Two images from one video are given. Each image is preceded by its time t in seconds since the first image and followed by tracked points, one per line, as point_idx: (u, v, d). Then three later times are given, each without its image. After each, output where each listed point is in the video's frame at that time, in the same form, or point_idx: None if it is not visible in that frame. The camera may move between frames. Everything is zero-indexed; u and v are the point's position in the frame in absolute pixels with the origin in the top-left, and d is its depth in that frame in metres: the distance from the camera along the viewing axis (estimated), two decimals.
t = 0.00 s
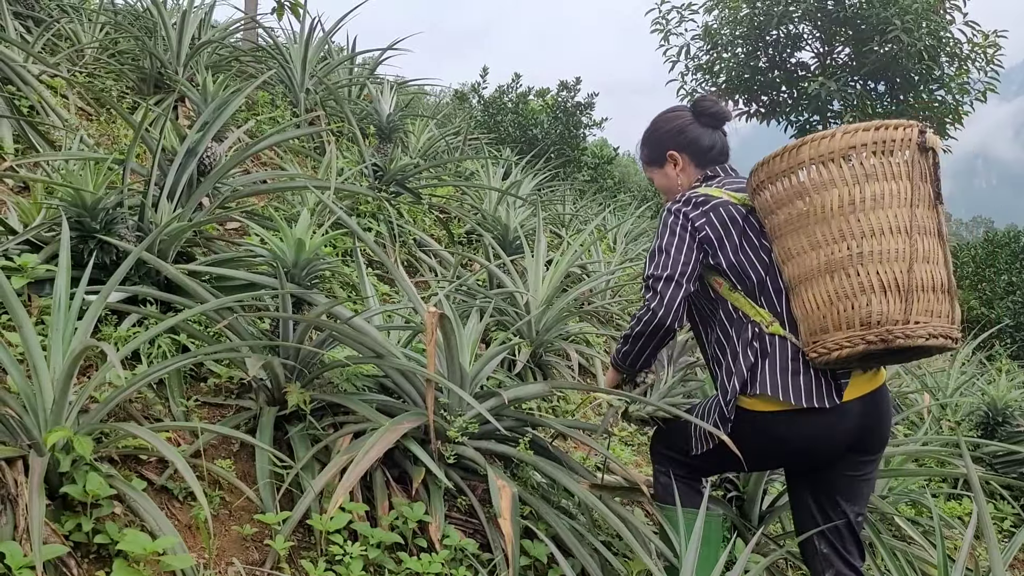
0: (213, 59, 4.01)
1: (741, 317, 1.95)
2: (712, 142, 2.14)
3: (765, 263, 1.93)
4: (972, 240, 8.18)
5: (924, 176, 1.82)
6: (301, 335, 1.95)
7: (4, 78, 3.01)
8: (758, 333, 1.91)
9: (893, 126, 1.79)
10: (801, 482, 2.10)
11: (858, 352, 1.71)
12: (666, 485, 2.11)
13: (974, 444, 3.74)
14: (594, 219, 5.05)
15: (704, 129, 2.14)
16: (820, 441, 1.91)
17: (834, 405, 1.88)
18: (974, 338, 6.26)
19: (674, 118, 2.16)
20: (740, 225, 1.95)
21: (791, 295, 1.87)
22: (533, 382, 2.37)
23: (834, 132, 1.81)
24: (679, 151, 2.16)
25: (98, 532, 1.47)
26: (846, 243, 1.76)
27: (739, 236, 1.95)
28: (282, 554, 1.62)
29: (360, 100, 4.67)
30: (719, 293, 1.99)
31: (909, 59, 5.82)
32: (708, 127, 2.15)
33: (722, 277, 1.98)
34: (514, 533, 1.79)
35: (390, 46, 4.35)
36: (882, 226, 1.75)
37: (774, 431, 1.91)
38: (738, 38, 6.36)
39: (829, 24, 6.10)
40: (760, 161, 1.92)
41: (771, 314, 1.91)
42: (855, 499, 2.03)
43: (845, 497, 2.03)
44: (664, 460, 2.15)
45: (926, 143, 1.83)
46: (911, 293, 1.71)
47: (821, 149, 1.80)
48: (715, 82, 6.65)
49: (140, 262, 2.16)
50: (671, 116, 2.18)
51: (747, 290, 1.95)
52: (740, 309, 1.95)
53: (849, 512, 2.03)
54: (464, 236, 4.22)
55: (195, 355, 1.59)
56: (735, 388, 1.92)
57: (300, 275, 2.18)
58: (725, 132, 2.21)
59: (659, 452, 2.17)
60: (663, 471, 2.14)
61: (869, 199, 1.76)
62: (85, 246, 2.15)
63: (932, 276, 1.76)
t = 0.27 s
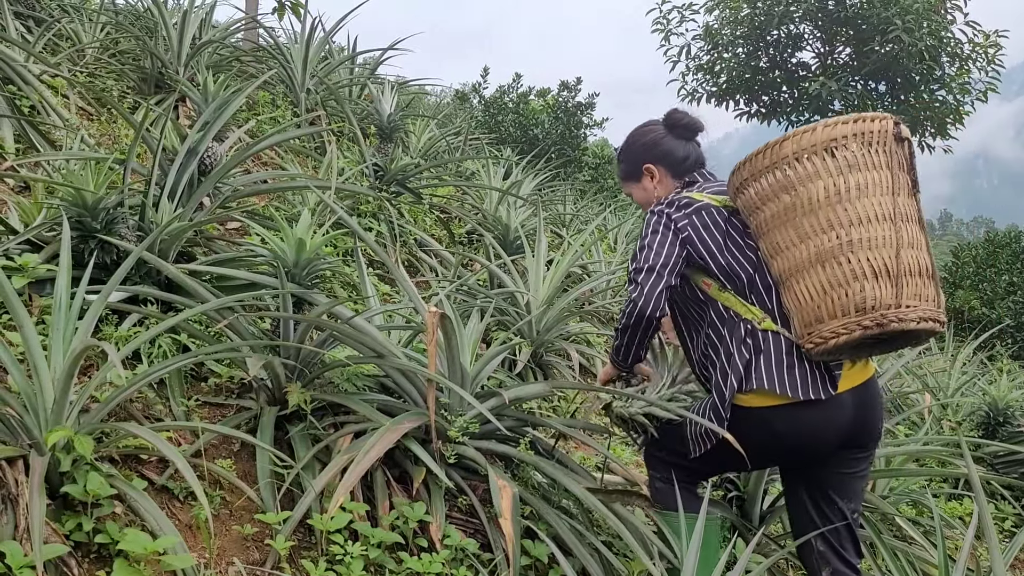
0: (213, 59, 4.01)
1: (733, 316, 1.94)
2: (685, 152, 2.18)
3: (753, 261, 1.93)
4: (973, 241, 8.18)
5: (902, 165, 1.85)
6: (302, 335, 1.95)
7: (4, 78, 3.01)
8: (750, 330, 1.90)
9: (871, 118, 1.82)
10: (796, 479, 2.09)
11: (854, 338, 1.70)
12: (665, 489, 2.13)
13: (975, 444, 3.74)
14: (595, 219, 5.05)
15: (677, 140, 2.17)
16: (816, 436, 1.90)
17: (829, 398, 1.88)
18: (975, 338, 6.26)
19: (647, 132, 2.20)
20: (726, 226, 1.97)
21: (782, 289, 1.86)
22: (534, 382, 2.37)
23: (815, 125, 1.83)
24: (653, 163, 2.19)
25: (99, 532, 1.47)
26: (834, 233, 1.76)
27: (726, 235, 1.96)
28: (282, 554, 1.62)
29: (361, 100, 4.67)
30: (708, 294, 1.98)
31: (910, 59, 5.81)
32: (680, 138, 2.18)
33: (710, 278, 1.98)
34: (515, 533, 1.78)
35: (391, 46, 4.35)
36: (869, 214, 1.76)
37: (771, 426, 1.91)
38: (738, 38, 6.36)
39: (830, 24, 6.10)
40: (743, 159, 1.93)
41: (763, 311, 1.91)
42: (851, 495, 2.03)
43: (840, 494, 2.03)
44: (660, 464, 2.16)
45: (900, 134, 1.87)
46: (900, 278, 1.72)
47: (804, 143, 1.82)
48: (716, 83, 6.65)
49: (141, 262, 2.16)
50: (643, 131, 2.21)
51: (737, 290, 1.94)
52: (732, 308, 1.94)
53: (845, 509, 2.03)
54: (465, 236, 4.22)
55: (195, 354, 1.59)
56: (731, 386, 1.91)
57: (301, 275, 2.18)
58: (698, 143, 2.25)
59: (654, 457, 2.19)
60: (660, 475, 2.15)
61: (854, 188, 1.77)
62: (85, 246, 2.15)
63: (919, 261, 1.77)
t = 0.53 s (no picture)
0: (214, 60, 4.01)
1: (727, 310, 1.94)
2: (669, 159, 2.21)
3: (744, 255, 1.95)
4: (974, 241, 8.17)
5: (887, 157, 1.89)
6: (302, 335, 1.95)
7: (5, 79, 3.01)
8: (745, 322, 1.91)
9: (856, 112, 1.87)
10: (792, 477, 2.09)
11: (852, 323, 1.69)
12: (660, 493, 2.12)
13: (975, 444, 3.73)
14: (595, 219, 5.05)
15: (659, 148, 2.21)
16: (814, 432, 1.90)
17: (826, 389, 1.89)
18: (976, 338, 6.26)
19: (630, 143, 2.23)
20: (715, 221, 1.99)
21: (777, 280, 1.86)
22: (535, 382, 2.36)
23: (804, 119, 1.86)
24: (639, 172, 2.21)
25: (100, 533, 1.47)
26: (828, 220, 1.77)
27: (715, 230, 1.97)
28: (283, 555, 1.62)
29: (361, 101, 4.67)
30: (701, 289, 1.98)
31: (910, 59, 5.81)
32: (662, 146, 2.22)
33: (703, 274, 1.98)
34: (516, 534, 1.78)
35: (391, 46, 4.35)
36: (861, 201, 1.77)
37: (769, 422, 1.91)
38: (739, 39, 6.36)
39: (830, 24, 6.10)
40: (735, 154, 1.95)
41: (756, 303, 1.92)
42: (847, 493, 2.04)
43: (836, 492, 2.03)
44: (653, 466, 2.14)
45: (884, 129, 1.91)
46: (894, 263, 1.73)
47: (794, 134, 1.84)
48: (716, 83, 6.65)
49: (141, 263, 2.16)
50: (626, 142, 2.25)
51: (730, 284, 1.95)
52: (725, 302, 1.94)
53: (840, 507, 2.04)
54: (465, 237, 4.22)
55: (196, 355, 1.59)
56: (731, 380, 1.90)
57: (301, 276, 2.18)
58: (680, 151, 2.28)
59: (646, 458, 2.16)
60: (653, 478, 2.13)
61: (845, 176, 1.79)
62: (86, 247, 2.15)
63: (909, 248, 1.79)
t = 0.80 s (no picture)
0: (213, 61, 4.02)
1: (723, 308, 1.95)
2: (654, 170, 2.30)
3: (737, 254, 1.96)
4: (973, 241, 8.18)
5: (871, 149, 1.90)
6: (302, 336, 1.95)
7: (4, 80, 3.01)
8: (742, 320, 1.91)
9: (838, 105, 1.88)
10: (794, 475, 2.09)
11: (849, 313, 1.69)
12: (661, 492, 2.12)
13: (975, 444, 3.74)
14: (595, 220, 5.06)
15: (642, 162, 2.30)
16: (817, 429, 1.90)
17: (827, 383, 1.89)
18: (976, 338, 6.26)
19: (613, 162, 2.32)
20: (706, 221, 2.01)
21: (772, 275, 1.86)
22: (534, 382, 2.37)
23: (788, 114, 1.88)
24: (627, 186, 2.29)
25: (99, 534, 1.47)
26: (819, 212, 1.77)
27: (706, 229, 1.99)
28: (283, 555, 1.62)
29: (361, 101, 4.67)
30: (695, 289, 2.00)
31: (909, 59, 5.82)
32: (644, 159, 2.31)
33: (696, 274, 1.99)
34: (516, 534, 1.78)
35: (390, 47, 4.36)
36: (850, 192, 1.77)
37: (771, 417, 1.90)
38: (738, 39, 6.36)
39: (829, 25, 6.10)
40: (721, 152, 1.95)
41: (752, 301, 1.93)
42: (849, 493, 2.04)
43: (839, 492, 2.03)
44: (655, 466, 2.15)
45: (866, 121, 1.93)
46: (887, 252, 1.73)
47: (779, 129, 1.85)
48: (716, 83, 6.65)
49: (140, 264, 2.16)
50: (609, 162, 2.34)
51: (724, 282, 1.96)
52: (720, 300, 1.95)
53: (843, 506, 2.03)
54: (465, 237, 4.23)
55: (196, 356, 1.59)
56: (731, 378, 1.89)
57: (301, 276, 2.18)
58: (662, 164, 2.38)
59: (648, 458, 2.17)
60: (655, 477, 2.14)
61: (832, 168, 1.80)
62: (85, 248, 2.15)
63: (900, 237, 1.79)
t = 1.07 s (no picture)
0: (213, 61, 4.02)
1: (715, 308, 1.95)
2: (647, 178, 2.33)
3: (727, 254, 1.97)
4: (973, 240, 8.18)
5: (856, 144, 1.91)
6: (302, 336, 1.95)
7: (4, 81, 3.01)
8: (735, 319, 1.92)
9: (818, 102, 1.91)
10: (797, 475, 2.08)
11: (840, 304, 1.68)
12: (663, 495, 2.15)
13: (975, 444, 3.74)
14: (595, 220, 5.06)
15: (634, 171, 2.33)
16: (820, 428, 1.90)
17: (826, 381, 1.89)
18: (976, 338, 6.26)
19: (606, 174, 2.36)
20: (694, 223, 2.02)
21: (763, 272, 1.86)
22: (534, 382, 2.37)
23: (770, 112, 1.90)
24: (623, 196, 2.31)
25: (99, 534, 1.47)
26: (805, 205, 1.78)
27: (694, 230, 2.00)
28: (283, 555, 1.62)
29: (361, 102, 4.67)
30: (687, 290, 2.00)
31: (909, 59, 5.82)
32: (636, 168, 2.35)
33: (687, 275, 2.00)
34: (516, 534, 1.78)
35: (390, 47, 4.36)
36: (835, 184, 1.78)
37: (769, 416, 1.90)
38: (738, 39, 6.36)
39: (829, 25, 6.10)
40: (706, 154, 1.97)
41: (744, 299, 1.93)
42: (851, 492, 2.04)
43: (842, 492, 2.03)
44: (659, 469, 2.17)
45: (849, 116, 1.95)
46: (875, 241, 1.72)
47: (762, 127, 1.88)
48: (716, 83, 6.65)
49: (140, 264, 2.16)
50: (602, 175, 2.37)
51: (715, 282, 1.97)
52: (712, 301, 1.96)
53: (845, 506, 2.04)
54: (465, 237, 4.23)
55: (195, 356, 1.59)
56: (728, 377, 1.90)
57: (301, 277, 2.18)
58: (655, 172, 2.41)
59: (653, 461, 2.19)
60: (658, 480, 2.17)
61: (816, 162, 1.81)
62: (85, 248, 2.15)
63: (889, 227, 1.79)
